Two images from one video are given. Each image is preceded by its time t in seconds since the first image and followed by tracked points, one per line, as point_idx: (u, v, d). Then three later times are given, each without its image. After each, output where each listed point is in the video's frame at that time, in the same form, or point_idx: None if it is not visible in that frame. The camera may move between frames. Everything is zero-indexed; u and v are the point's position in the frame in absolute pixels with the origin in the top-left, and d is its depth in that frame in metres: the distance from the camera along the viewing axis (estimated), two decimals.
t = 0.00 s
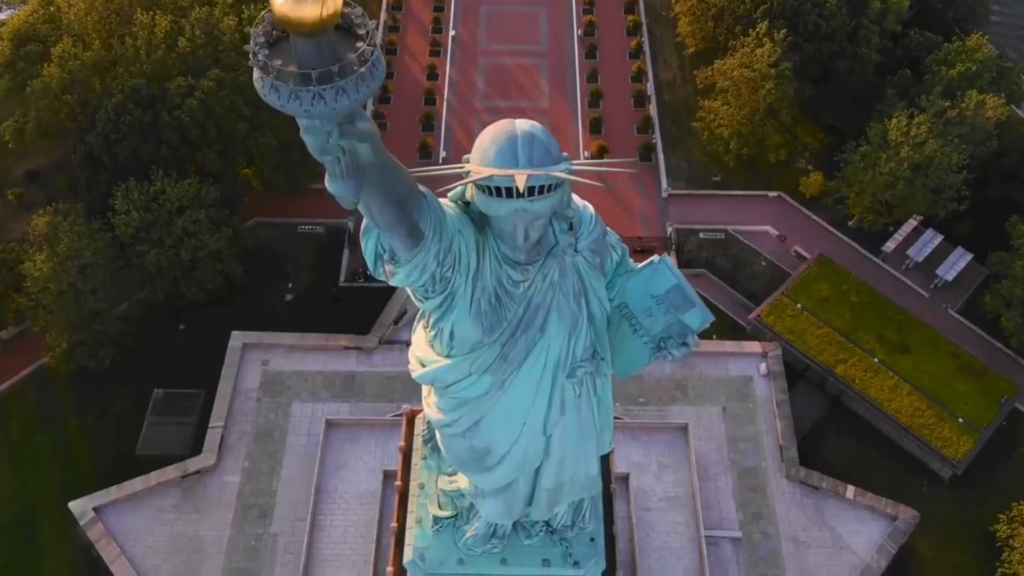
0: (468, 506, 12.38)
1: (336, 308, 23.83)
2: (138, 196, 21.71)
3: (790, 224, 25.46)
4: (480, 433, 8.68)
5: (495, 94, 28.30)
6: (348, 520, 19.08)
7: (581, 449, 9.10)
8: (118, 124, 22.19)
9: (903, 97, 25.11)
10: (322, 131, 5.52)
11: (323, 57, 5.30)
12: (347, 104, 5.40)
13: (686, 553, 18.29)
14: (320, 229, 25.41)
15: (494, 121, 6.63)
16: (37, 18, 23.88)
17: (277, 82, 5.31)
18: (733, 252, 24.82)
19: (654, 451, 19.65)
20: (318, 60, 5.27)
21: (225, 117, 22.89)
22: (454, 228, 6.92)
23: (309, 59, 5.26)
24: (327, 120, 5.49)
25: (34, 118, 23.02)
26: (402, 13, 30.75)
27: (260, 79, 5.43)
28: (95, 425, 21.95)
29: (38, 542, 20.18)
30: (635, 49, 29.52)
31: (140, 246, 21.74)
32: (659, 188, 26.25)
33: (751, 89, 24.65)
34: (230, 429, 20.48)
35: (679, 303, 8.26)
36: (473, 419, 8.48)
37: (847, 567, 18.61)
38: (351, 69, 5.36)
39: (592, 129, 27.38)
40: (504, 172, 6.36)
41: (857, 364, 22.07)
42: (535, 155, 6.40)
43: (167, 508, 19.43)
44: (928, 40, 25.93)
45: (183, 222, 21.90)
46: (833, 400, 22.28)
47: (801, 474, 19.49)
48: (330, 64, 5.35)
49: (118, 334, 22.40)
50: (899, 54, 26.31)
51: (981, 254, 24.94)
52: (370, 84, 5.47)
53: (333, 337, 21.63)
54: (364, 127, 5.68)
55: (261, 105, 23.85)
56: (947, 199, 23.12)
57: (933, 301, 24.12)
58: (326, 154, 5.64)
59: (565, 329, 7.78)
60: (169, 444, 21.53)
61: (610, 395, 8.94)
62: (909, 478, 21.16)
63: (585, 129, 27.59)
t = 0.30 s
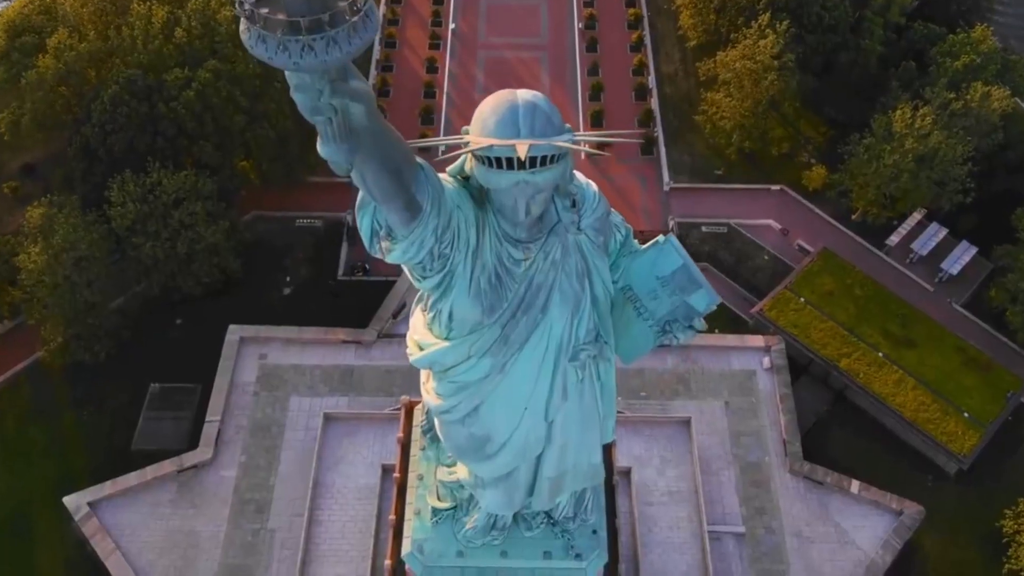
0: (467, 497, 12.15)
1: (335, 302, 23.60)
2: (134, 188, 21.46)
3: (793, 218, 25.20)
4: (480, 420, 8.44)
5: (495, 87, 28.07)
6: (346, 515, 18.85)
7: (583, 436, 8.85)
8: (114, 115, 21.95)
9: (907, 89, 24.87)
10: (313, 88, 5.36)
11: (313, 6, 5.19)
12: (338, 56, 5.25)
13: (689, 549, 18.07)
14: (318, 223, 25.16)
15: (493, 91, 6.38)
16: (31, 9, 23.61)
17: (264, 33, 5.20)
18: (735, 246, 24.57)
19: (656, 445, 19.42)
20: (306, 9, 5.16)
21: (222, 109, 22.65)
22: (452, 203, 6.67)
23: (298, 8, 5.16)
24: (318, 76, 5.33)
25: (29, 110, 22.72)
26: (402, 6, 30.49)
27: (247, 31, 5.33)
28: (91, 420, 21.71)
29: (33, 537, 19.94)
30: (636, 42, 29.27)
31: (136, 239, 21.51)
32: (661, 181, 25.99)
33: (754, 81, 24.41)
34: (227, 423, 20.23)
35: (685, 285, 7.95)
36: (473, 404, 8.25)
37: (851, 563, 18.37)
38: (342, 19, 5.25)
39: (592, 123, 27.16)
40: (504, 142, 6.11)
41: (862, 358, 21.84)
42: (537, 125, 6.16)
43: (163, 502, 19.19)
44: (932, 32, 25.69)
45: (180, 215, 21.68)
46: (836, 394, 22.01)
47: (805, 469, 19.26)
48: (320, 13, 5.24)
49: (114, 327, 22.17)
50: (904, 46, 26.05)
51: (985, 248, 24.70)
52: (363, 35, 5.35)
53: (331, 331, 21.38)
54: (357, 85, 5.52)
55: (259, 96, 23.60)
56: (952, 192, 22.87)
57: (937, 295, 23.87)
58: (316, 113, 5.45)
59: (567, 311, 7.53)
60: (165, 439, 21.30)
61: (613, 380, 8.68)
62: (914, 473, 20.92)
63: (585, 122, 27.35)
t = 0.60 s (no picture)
0: (467, 500, 11.86)
1: (333, 307, 23.35)
2: (130, 191, 21.24)
3: (795, 222, 24.97)
4: (479, 416, 8.18)
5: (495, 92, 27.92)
6: (343, 521, 18.55)
7: (586, 434, 8.58)
8: (110, 118, 21.73)
9: (910, 93, 24.70)
10: (304, 56, 5.00)
11: None
12: (330, 17, 4.78)
13: (692, 556, 17.76)
14: (316, 227, 24.95)
15: (493, 69, 6.19)
16: (28, 12, 23.42)
17: None
18: (737, 250, 24.34)
19: (658, 451, 19.12)
20: None
21: (220, 112, 22.47)
22: (451, 187, 6.43)
23: None
24: (309, 43, 4.96)
25: (26, 114, 22.52)
26: (401, 11, 30.34)
27: None
28: (85, 425, 21.43)
29: (25, 545, 19.63)
30: (637, 47, 29.13)
31: (132, 242, 21.29)
32: (662, 186, 25.79)
33: (756, 85, 24.23)
34: (223, 428, 19.94)
35: (691, 276, 7.70)
36: (472, 401, 7.99)
37: (857, 571, 18.06)
38: None
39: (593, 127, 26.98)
40: (505, 121, 5.91)
41: (866, 363, 21.56)
42: (538, 104, 5.94)
43: (157, 509, 18.88)
44: (935, 35, 25.54)
45: (177, 218, 21.47)
46: (841, 400, 21.73)
47: (810, 475, 18.96)
48: None
49: (110, 332, 21.90)
50: (906, 50, 25.91)
51: (990, 253, 24.47)
52: None
53: (329, 335, 21.12)
54: (350, 54, 5.22)
55: (257, 100, 23.42)
56: (956, 195, 22.66)
57: (941, 301, 23.63)
58: (308, 83, 5.13)
59: (570, 302, 7.27)
60: (161, 445, 21.01)
61: (616, 376, 8.43)
62: (920, 480, 20.63)
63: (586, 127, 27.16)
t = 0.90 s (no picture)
0: (465, 508, 11.57)
1: (331, 316, 23.10)
2: (126, 198, 21.02)
3: (797, 231, 24.75)
4: (478, 417, 7.91)
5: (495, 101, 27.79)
6: (340, 532, 18.22)
7: (588, 437, 8.32)
8: (106, 125, 21.53)
9: (912, 101, 24.55)
10: (292, 22, 4.69)
11: None
12: None
13: (695, 568, 17.43)
14: (314, 236, 24.73)
15: (491, 53, 6.04)
16: (25, 20, 23.26)
17: None
18: (739, 259, 24.12)
19: (660, 461, 18.82)
20: None
21: (217, 119, 22.31)
22: (448, 174, 6.22)
23: None
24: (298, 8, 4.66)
25: (22, 122, 22.36)
26: (401, 21, 30.25)
27: None
28: (79, 435, 21.13)
29: (15, 557, 19.28)
30: (637, 57, 29.02)
31: (128, 250, 21.08)
32: (663, 195, 25.59)
33: (757, 93, 24.09)
34: (218, 438, 19.64)
35: (696, 271, 7.46)
36: (471, 401, 7.72)
37: None
38: None
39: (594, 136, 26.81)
40: (505, 103, 5.76)
41: (870, 373, 21.29)
42: (540, 86, 5.82)
43: (151, 520, 18.56)
44: (936, 44, 25.43)
45: (173, 226, 21.27)
46: (845, 410, 21.44)
47: (815, 486, 18.63)
48: None
49: (104, 341, 21.64)
50: (907, 59, 25.82)
51: (994, 261, 24.25)
52: None
53: (326, 344, 20.85)
54: (342, 24, 4.95)
55: (255, 107, 23.24)
56: (960, 203, 22.44)
57: (946, 310, 23.39)
58: (298, 52, 4.81)
59: (571, 296, 7.03)
60: (155, 455, 20.70)
61: (619, 376, 8.18)
62: (925, 491, 20.32)
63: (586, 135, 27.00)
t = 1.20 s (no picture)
0: (464, 514, 11.29)
1: (329, 325, 22.85)
2: (122, 205, 20.83)
3: (800, 240, 24.54)
4: (477, 416, 7.66)
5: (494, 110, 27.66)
6: (337, 543, 17.89)
7: (590, 437, 8.07)
8: (104, 132, 21.44)
9: (914, 109, 24.43)
10: None
11: None
12: None
13: None
14: (312, 244, 24.53)
15: (492, 33, 5.86)
16: (23, 27, 23.16)
17: None
18: (741, 268, 23.90)
19: (663, 470, 18.53)
20: None
21: (215, 126, 22.18)
22: (447, 158, 6.00)
23: None
24: None
25: (18, 129, 22.26)
26: (401, 31, 30.16)
27: None
28: (73, 445, 20.83)
29: (6, 569, 18.93)
30: (637, 67, 28.93)
31: (124, 257, 20.86)
32: (663, 203, 25.41)
33: (758, 101, 24.00)
34: (214, 448, 19.35)
35: (703, 264, 7.23)
36: (470, 398, 7.46)
37: None
38: None
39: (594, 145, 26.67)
40: (506, 82, 5.55)
41: (875, 382, 21.03)
42: (540, 65, 5.62)
43: (145, 531, 18.23)
44: (938, 53, 25.34)
45: (170, 233, 21.06)
46: (850, 420, 21.17)
47: (820, 496, 18.33)
48: None
49: (100, 349, 21.38)
50: (909, 67, 25.74)
51: (998, 270, 24.04)
52: None
53: (324, 353, 20.59)
54: None
55: (254, 114, 23.08)
56: (965, 211, 22.23)
57: (950, 319, 23.15)
58: (287, 15, 4.60)
59: (573, 289, 6.80)
60: (150, 465, 20.39)
61: (622, 374, 7.94)
62: (932, 501, 20.00)
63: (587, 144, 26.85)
